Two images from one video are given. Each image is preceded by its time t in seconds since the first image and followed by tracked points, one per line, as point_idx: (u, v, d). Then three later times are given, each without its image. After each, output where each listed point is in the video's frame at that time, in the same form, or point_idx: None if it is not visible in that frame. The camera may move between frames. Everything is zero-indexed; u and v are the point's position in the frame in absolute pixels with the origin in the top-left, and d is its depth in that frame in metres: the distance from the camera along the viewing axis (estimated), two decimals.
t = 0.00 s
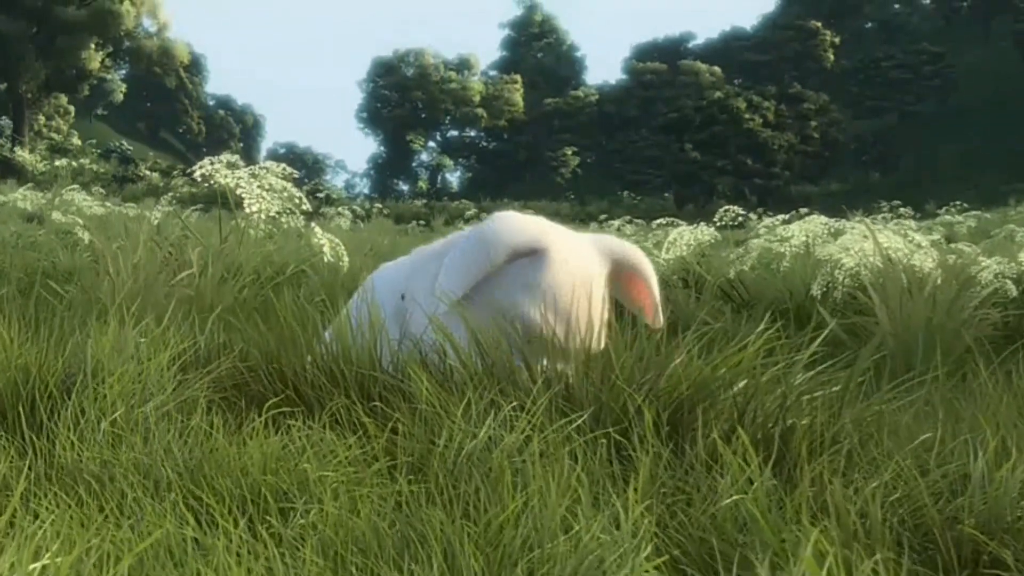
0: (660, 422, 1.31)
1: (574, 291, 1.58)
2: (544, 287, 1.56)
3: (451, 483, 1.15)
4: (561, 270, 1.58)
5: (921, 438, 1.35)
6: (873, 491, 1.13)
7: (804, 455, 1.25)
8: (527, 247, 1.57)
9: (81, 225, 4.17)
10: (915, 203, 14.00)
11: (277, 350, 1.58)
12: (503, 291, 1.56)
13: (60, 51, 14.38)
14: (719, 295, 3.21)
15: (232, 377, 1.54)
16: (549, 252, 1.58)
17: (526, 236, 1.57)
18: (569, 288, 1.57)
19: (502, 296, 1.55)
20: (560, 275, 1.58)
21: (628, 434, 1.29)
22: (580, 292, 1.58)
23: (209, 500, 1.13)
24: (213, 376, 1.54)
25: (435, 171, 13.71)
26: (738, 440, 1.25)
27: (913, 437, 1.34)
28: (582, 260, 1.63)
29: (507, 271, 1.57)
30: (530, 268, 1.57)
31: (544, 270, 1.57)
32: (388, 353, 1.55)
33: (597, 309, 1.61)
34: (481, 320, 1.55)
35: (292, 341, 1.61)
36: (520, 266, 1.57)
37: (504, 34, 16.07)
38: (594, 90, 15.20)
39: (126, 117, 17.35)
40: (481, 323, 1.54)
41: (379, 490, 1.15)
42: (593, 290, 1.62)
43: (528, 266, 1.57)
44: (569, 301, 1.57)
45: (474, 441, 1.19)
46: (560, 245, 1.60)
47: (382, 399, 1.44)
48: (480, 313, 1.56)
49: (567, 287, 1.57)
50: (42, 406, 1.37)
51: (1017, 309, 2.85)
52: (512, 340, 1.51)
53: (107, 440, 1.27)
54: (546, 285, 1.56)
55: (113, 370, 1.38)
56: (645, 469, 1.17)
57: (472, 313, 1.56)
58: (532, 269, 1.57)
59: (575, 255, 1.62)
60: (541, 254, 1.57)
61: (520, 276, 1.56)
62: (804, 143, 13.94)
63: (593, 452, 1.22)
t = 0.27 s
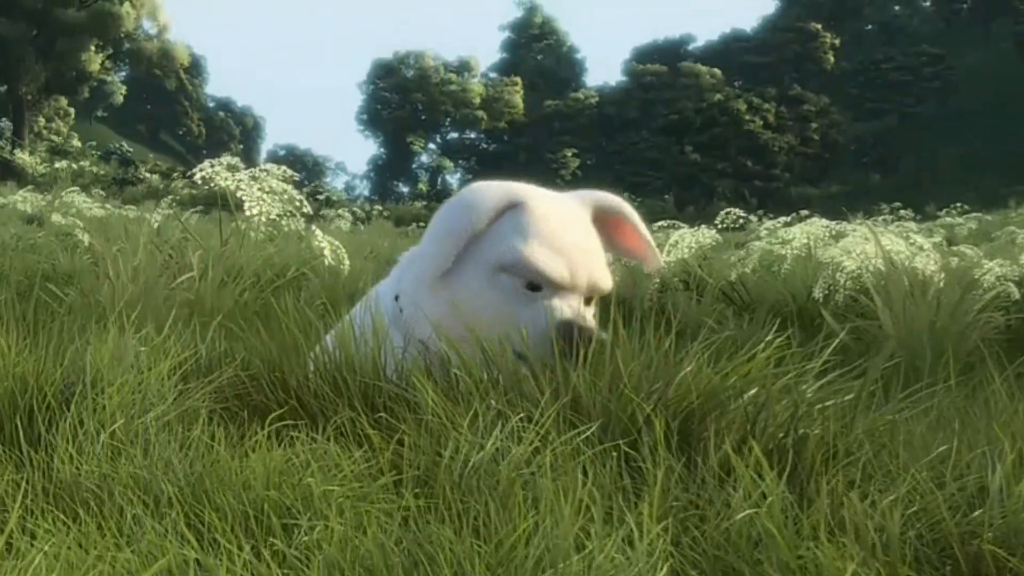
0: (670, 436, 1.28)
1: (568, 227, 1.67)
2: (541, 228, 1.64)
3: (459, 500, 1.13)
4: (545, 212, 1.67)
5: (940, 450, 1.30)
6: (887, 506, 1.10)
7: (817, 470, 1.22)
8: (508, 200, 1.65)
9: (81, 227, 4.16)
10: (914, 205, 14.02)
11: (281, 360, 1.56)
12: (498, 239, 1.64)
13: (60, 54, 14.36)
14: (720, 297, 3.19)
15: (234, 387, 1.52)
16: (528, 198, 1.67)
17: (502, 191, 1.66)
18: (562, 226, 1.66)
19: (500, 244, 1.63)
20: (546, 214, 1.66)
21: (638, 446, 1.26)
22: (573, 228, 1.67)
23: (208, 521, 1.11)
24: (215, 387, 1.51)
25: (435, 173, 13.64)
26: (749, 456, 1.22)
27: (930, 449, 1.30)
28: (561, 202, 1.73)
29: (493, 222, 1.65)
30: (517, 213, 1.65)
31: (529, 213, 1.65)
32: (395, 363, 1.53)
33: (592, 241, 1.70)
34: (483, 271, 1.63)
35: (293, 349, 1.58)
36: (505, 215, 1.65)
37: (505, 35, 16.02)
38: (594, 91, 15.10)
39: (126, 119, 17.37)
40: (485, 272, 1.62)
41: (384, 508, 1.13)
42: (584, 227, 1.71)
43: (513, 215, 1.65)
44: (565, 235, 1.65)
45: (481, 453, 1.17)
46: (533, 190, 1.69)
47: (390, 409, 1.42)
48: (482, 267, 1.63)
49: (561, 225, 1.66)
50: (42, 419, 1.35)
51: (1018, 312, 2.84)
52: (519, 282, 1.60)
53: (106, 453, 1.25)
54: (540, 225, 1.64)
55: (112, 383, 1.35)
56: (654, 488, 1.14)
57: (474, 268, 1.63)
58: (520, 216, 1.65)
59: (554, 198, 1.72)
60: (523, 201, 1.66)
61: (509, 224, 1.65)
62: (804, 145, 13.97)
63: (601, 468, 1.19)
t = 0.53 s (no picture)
0: (685, 454, 1.26)
1: (506, 153, 1.60)
2: (475, 163, 1.56)
3: (473, 522, 1.11)
4: (474, 145, 1.59)
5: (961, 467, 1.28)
6: (908, 530, 1.08)
7: (835, 491, 1.20)
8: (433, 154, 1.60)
9: (80, 231, 4.14)
10: (915, 208, 13.99)
11: (283, 370, 1.53)
12: (435, 186, 1.58)
13: (61, 57, 14.35)
14: (722, 302, 3.16)
15: (237, 400, 1.49)
16: (455, 140, 1.60)
17: (425, 145, 1.61)
18: (496, 154, 1.58)
19: (440, 192, 1.57)
20: (475, 147, 1.59)
21: (653, 461, 1.23)
22: (512, 153, 1.59)
23: (213, 546, 1.09)
24: (218, 400, 1.49)
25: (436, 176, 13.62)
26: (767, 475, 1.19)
27: (949, 464, 1.27)
28: (494, 134, 1.65)
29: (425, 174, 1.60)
30: (447, 156, 1.59)
31: (457, 155, 1.59)
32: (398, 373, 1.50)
33: (537, 161, 1.61)
34: (429, 220, 1.57)
35: (296, 361, 1.56)
36: (436, 162, 1.60)
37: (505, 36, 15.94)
38: (593, 94, 14.94)
39: (127, 122, 17.37)
40: (431, 221, 1.57)
41: (394, 531, 1.11)
42: (528, 151, 1.63)
43: (444, 161, 1.59)
44: (504, 161, 1.57)
45: (492, 472, 1.15)
46: (459, 132, 1.63)
47: (397, 423, 1.39)
48: (428, 219, 1.57)
49: (494, 153, 1.58)
50: (42, 436, 1.33)
51: None
52: (468, 223, 1.54)
53: (106, 470, 1.23)
54: (472, 160, 1.57)
55: (112, 398, 1.32)
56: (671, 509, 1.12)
57: (422, 222, 1.58)
58: (451, 159, 1.59)
59: (487, 133, 1.64)
60: (450, 143, 1.60)
61: (442, 170, 1.59)
62: (805, 148, 13.98)
63: (616, 486, 1.17)
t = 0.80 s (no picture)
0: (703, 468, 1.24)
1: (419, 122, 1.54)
2: (388, 142, 1.53)
3: (485, 542, 1.10)
4: (383, 123, 1.56)
5: (983, 484, 1.27)
6: (931, 551, 1.06)
7: (856, 509, 1.19)
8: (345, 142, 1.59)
9: (80, 234, 4.12)
10: (915, 211, 13.97)
11: (285, 381, 1.51)
12: (357, 173, 1.57)
13: (61, 59, 14.33)
14: (724, 306, 3.15)
15: (241, 412, 1.48)
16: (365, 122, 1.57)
17: (334, 135, 1.59)
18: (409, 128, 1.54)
19: (362, 179, 1.55)
20: (385, 123, 1.56)
21: (666, 477, 1.22)
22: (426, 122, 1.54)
23: (219, 566, 1.07)
24: (220, 412, 1.47)
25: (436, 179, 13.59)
26: (787, 492, 1.18)
27: (970, 480, 1.26)
28: (407, 101, 1.59)
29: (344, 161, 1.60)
30: (360, 141, 1.58)
31: (371, 138, 1.56)
32: (401, 382, 1.48)
33: (456, 124, 1.56)
34: (358, 206, 1.56)
35: (299, 371, 1.54)
36: (351, 148, 1.59)
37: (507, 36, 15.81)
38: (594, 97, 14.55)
39: (127, 125, 17.36)
40: (359, 207, 1.56)
41: (405, 552, 1.09)
42: (445, 115, 1.57)
43: (358, 144, 1.58)
44: (415, 134, 1.52)
45: (504, 489, 1.13)
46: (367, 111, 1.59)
47: (404, 436, 1.38)
48: (356, 205, 1.57)
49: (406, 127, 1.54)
50: (40, 452, 1.31)
51: None
52: (389, 206, 1.53)
53: (106, 488, 1.21)
54: (383, 140, 1.54)
55: (112, 411, 1.31)
56: (685, 528, 1.10)
57: (352, 208, 1.58)
58: (365, 143, 1.57)
59: (399, 102, 1.59)
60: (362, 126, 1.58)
61: (359, 156, 1.57)
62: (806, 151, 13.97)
63: (634, 506, 1.15)
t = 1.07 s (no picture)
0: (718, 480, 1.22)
1: (396, 98, 1.48)
2: (361, 121, 1.47)
3: (497, 560, 1.07)
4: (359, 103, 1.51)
5: (1004, 497, 1.24)
6: (953, 567, 1.04)
7: (877, 522, 1.17)
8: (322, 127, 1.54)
9: (80, 237, 4.11)
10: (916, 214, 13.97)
11: (289, 390, 1.49)
12: (332, 154, 1.50)
13: (61, 62, 14.32)
14: (726, 309, 3.13)
15: (243, 424, 1.46)
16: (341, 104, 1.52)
17: (309, 122, 1.54)
18: (383, 103, 1.48)
19: (337, 159, 1.48)
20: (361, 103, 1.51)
21: (679, 491, 1.20)
22: (403, 98, 1.48)
23: None
24: (222, 423, 1.45)
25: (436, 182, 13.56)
26: (803, 505, 1.16)
27: (989, 492, 1.24)
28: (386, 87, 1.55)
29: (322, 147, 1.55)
30: (335, 122, 1.52)
31: (345, 119, 1.51)
32: (406, 389, 1.45)
33: (435, 100, 1.49)
34: (334, 189, 1.49)
35: (303, 380, 1.51)
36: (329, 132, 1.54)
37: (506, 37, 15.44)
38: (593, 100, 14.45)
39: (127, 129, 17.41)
40: (334, 189, 1.49)
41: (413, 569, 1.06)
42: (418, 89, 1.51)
43: (334, 125, 1.53)
44: (391, 109, 1.46)
45: (516, 503, 1.11)
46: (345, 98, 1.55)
47: (411, 447, 1.36)
48: (334, 189, 1.50)
49: (381, 104, 1.48)
50: (37, 464, 1.29)
51: None
52: (365, 183, 1.45)
53: (105, 503, 1.18)
54: (357, 117, 1.48)
55: (112, 423, 1.29)
56: (701, 544, 1.08)
57: (331, 192, 1.51)
58: (341, 125, 1.51)
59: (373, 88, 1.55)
60: (338, 110, 1.53)
61: (334, 136, 1.51)
62: (806, 154, 13.97)
63: (648, 520, 1.13)
